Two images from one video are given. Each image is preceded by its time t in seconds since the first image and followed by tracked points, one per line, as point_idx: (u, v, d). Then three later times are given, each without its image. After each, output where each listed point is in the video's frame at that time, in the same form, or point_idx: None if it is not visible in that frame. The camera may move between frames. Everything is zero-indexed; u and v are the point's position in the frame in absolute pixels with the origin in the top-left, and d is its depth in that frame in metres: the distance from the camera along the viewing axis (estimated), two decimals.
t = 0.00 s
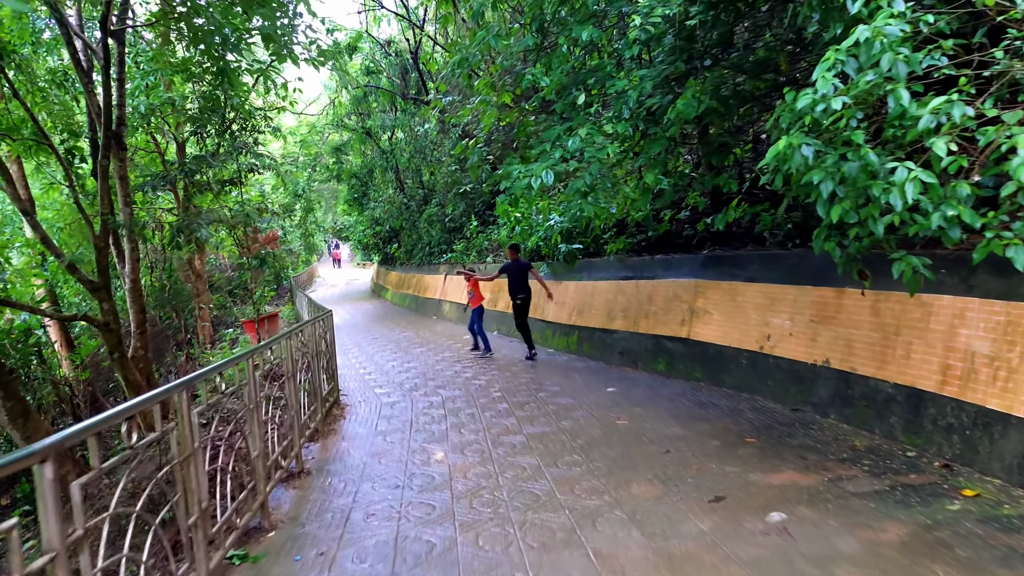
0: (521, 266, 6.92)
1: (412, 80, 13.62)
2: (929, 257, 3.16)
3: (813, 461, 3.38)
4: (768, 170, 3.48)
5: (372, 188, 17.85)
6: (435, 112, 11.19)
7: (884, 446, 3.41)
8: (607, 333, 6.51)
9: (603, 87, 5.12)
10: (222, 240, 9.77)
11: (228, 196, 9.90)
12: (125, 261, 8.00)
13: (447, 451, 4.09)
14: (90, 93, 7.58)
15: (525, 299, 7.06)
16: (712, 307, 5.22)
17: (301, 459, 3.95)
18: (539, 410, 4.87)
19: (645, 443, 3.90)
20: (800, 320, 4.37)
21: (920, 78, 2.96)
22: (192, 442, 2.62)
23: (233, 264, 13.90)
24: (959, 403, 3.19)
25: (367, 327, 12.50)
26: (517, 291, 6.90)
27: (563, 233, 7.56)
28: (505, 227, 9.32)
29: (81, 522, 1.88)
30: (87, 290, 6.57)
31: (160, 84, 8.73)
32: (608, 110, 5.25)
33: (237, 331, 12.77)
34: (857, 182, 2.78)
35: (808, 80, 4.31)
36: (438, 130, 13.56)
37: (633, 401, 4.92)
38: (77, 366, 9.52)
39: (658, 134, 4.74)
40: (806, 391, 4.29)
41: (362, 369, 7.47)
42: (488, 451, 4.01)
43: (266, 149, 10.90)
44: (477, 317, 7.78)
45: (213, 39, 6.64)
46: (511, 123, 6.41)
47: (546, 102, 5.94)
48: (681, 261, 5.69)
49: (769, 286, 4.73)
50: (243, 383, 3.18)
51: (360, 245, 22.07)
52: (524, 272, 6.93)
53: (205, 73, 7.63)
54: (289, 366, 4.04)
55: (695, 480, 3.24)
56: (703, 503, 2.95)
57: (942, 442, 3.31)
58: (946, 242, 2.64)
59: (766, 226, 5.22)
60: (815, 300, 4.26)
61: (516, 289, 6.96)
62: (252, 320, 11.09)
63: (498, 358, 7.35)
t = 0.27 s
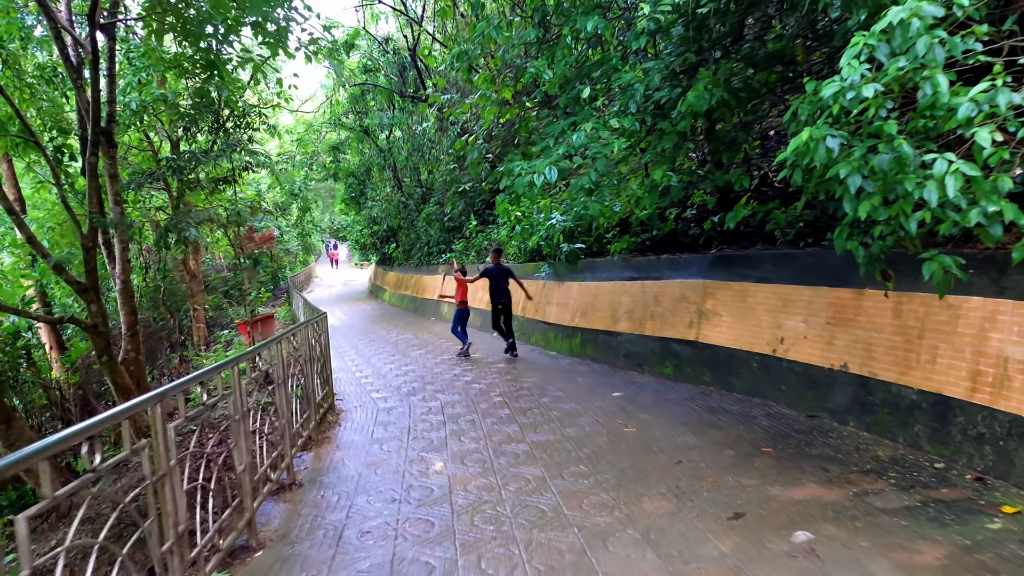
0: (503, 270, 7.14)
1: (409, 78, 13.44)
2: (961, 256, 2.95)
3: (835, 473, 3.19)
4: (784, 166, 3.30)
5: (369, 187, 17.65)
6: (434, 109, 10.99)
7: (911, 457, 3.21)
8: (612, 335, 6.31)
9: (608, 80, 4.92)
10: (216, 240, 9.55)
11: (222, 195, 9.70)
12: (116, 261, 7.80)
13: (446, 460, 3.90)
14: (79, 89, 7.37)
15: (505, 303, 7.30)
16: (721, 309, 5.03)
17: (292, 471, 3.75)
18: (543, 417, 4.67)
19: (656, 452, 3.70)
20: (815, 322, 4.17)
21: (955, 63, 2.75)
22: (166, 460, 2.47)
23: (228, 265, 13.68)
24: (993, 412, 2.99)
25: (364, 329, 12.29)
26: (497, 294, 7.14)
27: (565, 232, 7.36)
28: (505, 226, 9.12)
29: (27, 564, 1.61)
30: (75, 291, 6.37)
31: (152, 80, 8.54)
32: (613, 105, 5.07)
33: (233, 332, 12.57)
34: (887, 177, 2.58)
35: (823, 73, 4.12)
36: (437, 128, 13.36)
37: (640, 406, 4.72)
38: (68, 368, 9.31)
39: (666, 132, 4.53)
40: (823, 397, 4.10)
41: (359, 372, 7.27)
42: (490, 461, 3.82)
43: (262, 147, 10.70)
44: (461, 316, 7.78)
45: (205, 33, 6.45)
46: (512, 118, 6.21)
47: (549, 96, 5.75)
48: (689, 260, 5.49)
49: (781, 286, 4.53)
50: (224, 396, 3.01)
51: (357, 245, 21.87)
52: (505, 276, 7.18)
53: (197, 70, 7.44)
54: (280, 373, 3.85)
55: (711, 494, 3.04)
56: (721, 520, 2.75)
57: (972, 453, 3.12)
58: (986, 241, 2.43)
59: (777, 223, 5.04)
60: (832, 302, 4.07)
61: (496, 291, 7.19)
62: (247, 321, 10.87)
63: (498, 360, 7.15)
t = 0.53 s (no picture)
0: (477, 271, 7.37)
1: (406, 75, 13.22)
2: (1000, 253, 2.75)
3: (858, 486, 2.98)
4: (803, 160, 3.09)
5: (365, 186, 17.43)
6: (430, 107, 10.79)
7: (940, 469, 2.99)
8: (614, 337, 6.09)
9: (612, 71, 4.72)
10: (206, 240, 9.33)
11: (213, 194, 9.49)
12: (105, 263, 7.61)
13: (442, 472, 3.68)
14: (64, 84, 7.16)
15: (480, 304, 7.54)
16: (729, 311, 4.82)
17: (278, 484, 3.53)
18: (544, 424, 4.45)
19: (664, 463, 3.49)
20: (832, 325, 3.97)
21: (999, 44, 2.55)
22: (126, 485, 2.20)
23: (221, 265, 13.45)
24: None
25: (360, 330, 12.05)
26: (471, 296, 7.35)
27: (565, 231, 7.15)
28: (503, 225, 8.91)
29: None
30: (57, 293, 6.14)
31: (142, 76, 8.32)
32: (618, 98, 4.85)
33: (226, 334, 12.33)
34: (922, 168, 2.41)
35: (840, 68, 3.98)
36: (434, 126, 13.15)
37: (646, 413, 4.51)
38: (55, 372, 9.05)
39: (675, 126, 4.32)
40: (839, 404, 3.89)
41: (353, 376, 7.06)
42: (489, 473, 3.60)
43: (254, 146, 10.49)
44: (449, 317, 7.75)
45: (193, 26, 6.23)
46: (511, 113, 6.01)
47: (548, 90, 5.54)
48: (695, 260, 5.28)
49: (795, 287, 4.32)
50: (200, 408, 2.80)
51: (353, 245, 21.63)
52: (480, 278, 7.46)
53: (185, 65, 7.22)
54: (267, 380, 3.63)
55: (727, 511, 2.83)
56: (739, 541, 2.54)
57: (1006, 466, 2.91)
58: None
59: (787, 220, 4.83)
60: (849, 303, 3.86)
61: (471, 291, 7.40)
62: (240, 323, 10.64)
63: (497, 364, 6.93)
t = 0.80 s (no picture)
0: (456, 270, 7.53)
1: (404, 72, 12.99)
2: None
3: (887, 507, 2.76)
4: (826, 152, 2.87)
5: (363, 185, 17.20)
6: (428, 104, 10.56)
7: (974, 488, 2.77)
8: (618, 341, 5.87)
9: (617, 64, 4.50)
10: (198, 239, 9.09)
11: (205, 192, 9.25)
12: (90, 262, 7.37)
13: (438, 487, 3.45)
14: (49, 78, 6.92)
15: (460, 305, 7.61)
16: (740, 314, 4.60)
17: (261, 500, 3.30)
18: (546, 433, 4.23)
19: (675, 479, 3.27)
20: (851, 331, 3.75)
21: None
22: (74, 517, 1.95)
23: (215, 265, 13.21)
24: None
25: (356, 332, 11.81)
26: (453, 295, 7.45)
27: (567, 231, 6.93)
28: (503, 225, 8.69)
29: None
30: (39, 294, 5.90)
31: (132, 70, 8.09)
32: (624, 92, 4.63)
33: (220, 335, 12.09)
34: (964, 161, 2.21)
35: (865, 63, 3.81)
36: (432, 124, 12.92)
37: (653, 422, 4.29)
38: (44, 375, 8.80)
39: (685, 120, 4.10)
40: (859, 414, 3.67)
41: (347, 380, 6.83)
42: (487, 488, 3.38)
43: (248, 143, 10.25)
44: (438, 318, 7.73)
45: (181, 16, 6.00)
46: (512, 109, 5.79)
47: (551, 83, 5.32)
48: (703, 261, 5.06)
49: (811, 289, 4.10)
50: (168, 425, 2.56)
51: (350, 245, 21.38)
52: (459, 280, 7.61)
53: (175, 59, 7.00)
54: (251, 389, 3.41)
55: (745, 534, 2.61)
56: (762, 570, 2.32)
57: None
58: None
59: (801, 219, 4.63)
60: (870, 308, 3.64)
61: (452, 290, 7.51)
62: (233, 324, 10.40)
63: (496, 368, 6.71)
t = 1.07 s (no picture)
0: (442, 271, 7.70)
1: (402, 68, 12.77)
2: None
3: (924, 526, 2.54)
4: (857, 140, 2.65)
5: (361, 183, 16.98)
6: (428, 100, 10.34)
7: (1017, 505, 2.56)
8: (623, 343, 5.65)
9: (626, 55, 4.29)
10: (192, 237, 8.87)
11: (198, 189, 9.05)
12: (78, 260, 7.17)
13: (435, 501, 3.23)
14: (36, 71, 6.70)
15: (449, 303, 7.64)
16: (754, 316, 4.38)
17: (245, 516, 3.07)
18: (550, 441, 4.01)
19: (690, 493, 3.06)
20: (874, 334, 3.54)
21: None
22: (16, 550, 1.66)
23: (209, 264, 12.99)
24: None
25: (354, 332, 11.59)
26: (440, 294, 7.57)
27: (570, 229, 6.72)
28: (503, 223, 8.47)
29: None
30: (22, 293, 5.68)
31: (122, 64, 7.87)
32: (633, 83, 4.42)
33: (214, 335, 11.87)
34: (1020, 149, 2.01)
35: (885, 51, 3.60)
36: (432, 121, 12.70)
37: (662, 430, 4.07)
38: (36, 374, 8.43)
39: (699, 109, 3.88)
40: (884, 423, 3.45)
41: (343, 384, 6.61)
42: (488, 503, 3.16)
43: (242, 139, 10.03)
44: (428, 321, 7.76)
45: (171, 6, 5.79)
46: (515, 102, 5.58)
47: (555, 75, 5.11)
48: (713, 260, 4.85)
49: (829, 290, 3.89)
50: (138, 440, 2.29)
51: (348, 244, 21.16)
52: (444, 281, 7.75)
53: (165, 51, 6.77)
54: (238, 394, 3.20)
55: (771, 557, 2.39)
56: None
57: None
58: None
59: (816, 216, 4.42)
60: (897, 310, 3.43)
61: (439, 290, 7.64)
62: (227, 324, 10.17)
63: (497, 371, 6.49)
